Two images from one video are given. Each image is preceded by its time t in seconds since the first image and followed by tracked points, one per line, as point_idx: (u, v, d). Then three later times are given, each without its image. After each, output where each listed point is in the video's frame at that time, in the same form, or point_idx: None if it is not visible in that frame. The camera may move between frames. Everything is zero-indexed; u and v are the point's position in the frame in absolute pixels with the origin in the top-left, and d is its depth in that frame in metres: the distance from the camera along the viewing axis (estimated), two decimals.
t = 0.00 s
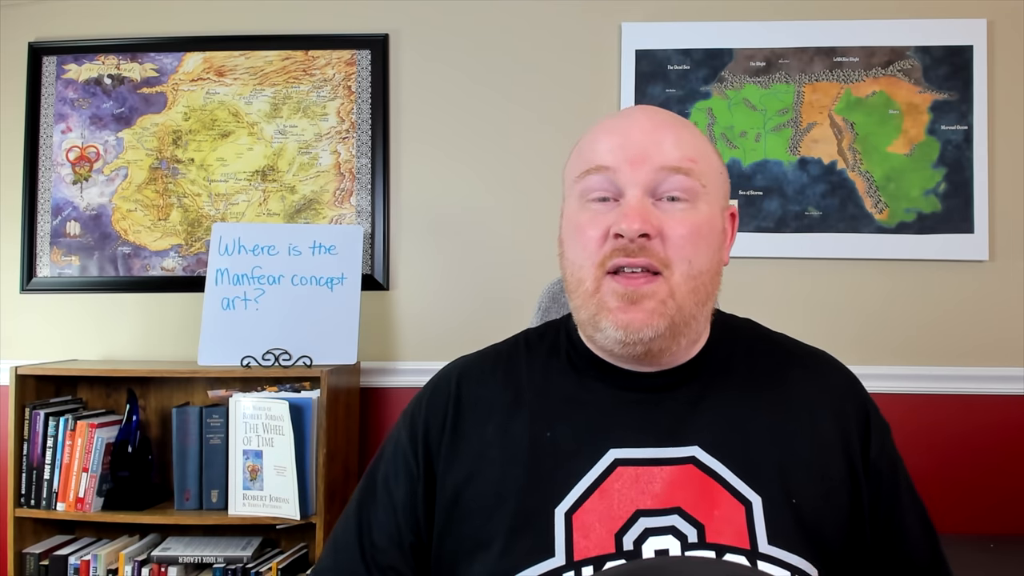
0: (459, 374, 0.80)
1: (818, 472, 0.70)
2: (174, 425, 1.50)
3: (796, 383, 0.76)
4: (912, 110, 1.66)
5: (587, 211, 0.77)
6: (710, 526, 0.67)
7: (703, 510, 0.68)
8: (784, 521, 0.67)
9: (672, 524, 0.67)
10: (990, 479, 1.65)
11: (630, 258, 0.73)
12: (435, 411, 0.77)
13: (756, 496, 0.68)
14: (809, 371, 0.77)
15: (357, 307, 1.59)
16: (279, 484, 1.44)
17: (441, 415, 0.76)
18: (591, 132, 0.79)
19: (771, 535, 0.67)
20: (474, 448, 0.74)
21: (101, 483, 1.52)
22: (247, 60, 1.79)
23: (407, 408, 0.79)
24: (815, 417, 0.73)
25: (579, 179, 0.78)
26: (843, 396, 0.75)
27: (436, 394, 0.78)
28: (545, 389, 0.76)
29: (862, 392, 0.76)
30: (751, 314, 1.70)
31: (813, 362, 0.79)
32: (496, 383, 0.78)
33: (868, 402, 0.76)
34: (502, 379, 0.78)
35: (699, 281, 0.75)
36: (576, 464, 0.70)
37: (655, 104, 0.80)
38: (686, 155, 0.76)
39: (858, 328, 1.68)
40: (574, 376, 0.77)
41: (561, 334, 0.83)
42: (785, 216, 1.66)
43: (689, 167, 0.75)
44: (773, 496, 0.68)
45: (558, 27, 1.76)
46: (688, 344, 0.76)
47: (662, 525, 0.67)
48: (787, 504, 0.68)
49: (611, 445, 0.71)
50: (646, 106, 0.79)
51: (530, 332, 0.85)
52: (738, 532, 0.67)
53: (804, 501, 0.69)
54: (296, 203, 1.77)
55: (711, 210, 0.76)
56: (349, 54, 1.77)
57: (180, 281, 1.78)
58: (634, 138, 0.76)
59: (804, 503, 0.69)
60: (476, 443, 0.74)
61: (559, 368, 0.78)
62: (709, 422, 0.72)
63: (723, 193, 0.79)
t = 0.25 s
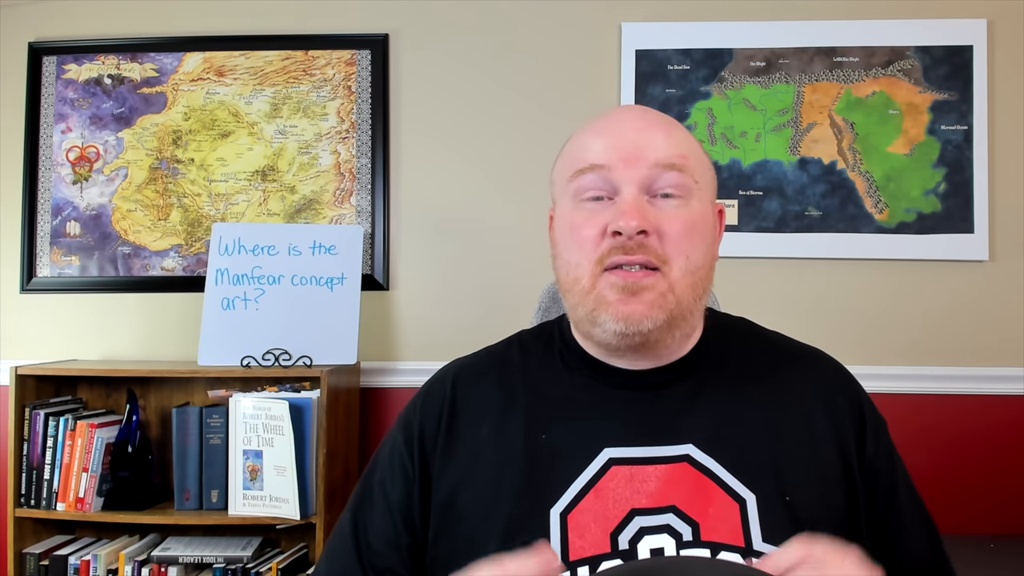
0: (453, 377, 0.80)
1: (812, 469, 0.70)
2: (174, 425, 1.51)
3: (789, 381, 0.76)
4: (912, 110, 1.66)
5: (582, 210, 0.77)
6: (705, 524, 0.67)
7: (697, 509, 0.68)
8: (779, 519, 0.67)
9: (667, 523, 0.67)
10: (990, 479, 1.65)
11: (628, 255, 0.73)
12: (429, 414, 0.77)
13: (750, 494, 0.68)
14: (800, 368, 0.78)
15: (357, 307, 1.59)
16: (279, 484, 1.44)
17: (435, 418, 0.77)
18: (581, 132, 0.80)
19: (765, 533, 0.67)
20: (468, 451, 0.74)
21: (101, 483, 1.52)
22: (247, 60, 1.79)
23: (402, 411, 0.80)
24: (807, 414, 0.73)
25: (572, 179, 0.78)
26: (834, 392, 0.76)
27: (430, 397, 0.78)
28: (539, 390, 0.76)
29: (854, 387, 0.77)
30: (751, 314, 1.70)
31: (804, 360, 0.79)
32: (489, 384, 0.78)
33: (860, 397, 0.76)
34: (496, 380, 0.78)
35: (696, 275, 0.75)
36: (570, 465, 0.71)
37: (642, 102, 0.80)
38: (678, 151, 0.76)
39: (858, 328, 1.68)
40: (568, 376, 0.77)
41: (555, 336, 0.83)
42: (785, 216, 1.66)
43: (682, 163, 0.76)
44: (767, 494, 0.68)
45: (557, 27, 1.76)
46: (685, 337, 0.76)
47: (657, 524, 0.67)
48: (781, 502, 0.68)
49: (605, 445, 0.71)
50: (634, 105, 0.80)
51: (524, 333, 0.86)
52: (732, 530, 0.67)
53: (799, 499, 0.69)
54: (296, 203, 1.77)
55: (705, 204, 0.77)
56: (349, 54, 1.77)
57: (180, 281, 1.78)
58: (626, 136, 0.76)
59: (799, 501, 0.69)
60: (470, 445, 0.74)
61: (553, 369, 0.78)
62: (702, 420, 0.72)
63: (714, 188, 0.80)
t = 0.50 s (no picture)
0: (447, 381, 0.80)
1: (811, 469, 0.70)
2: (174, 425, 1.50)
3: (785, 381, 0.77)
4: (912, 111, 1.66)
5: (583, 222, 0.77)
6: (702, 525, 0.67)
7: (694, 510, 0.68)
8: (778, 518, 0.67)
9: (664, 524, 0.67)
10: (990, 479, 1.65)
11: (633, 268, 0.73)
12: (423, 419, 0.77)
13: (747, 494, 0.68)
14: (799, 369, 0.78)
15: (357, 307, 1.59)
16: (279, 484, 1.44)
17: (429, 423, 0.77)
18: (581, 139, 0.79)
19: (763, 533, 0.67)
20: (463, 455, 0.74)
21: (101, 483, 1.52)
22: (247, 60, 1.79)
23: (396, 415, 0.80)
24: (804, 414, 0.74)
25: (573, 188, 0.78)
26: (833, 392, 0.76)
27: (423, 402, 0.79)
28: (533, 392, 0.77)
29: (852, 387, 0.78)
30: (751, 314, 1.70)
31: (802, 360, 0.80)
32: (483, 388, 0.78)
33: (858, 397, 0.77)
34: (491, 383, 0.79)
35: (698, 284, 0.76)
36: (566, 468, 0.70)
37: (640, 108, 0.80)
38: (680, 159, 0.76)
39: (858, 329, 1.68)
40: (563, 378, 0.77)
41: (550, 338, 0.83)
42: (784, 216, 1.66)
43: (684, 172, 0.76)
44: (767, 494, 0.68)
45: (557, 27, 1.76)
46: (685, 346, 0.77)
47: (654, 526, 0.67)
48: (780, 501, 0.68)
49: (601, 448, 0.71)
50: (633, 110, 0.79)
51: (519, 335, 0.86)
52: (730, 532, 0.67)
53: (798, 498, 0.69)
54: (296, 203, 1.77)
55: (705, 212, 0.77)
56: (349, 54, 1.77)
57: (180, 281, 1.78)
58: (628, 144, 0.76)
59: (797, 500, 0.69)
60: (464, 450, 0.74)
61: (548, 371, 0.78)
62: (699, 423, 0.72)
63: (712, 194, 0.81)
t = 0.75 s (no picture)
0: (443, 382, 0.80)
1: (810, 472, 0.70)
2: (174, 425, 1.50)
3: (784, 383, 0.76)
4: (912, 111, 1.66)
5: (588, 216, 0.76)
6: (701, 529, 0.68)
7: (694, 514, 0.68)
8: (777, 521, 0.67)
9: (664, 528, 0.68)
10: (990, 479, 1.65)
11: (640, 261, 0.73)
12: (419, 420, 0.77)
13: (747, 498, 0.68)
14: (798, 370, 0.78)
15: (357, 307, 1.59)
16: (279, 484, 1.44)
17: (426, 424, 0.77)
18: (585, 133, 0.79)
19: (762, 537, 0.67)
20: (460, 456, 0.74)
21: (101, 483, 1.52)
22: (247, 60, 1.79)
23: (391, 416, 0.80)
24: (803, 417, 0.73)
25: (577, 182, 0.77)
26: (833, 393, 0.76)
27: (420, 402, 0.78)
28: (531, 394, 0.76)
29: (851, 387, 0.77)
30: (751, 313, 1.70)
31: (802, 360, 0.79)
32: (480, 389, 0.78)
33: (858, 398, 0.76)
34: (489, 384, 0.78)
35: (703, 279, 0.76)
36: (565, 470, 0.70)
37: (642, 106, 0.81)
38: (683, 155, 0.77)
39: (858, 329, 1.68)
40: (561, 380, 0.77)
41: (547, 338, 0.83)
42: (784, 216, 1.66)
43: (688, 168, 0.76)
44: (766, 498, 0.68)
45: (557, 27, 1.76)
46: (688, 344, 0.77)
47: (653, 529, 0.68)
48: (779, 506, 0.68)
49: (600, 450, 0.71)
50: (635, 108, 0.80)
51: (516, 335, 0.86)
52: (729, 535, 0.67)
53: (796, 501, 0.69)
54: (296, 203, 1.77)
55: (708, 208, 0.78)
56: (349, 54, 1.77)
57: (180, 281, 1.78)
58: (632, 139, 0.76)
59: (796, 504, 0.69)
60: (462, 451, 0.74)
61: (546, 371, 0.78)
62: (698, 425, 0.72)
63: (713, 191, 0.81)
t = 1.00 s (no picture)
0: (443, 379, 0.80)
1: (805, 464, 0.71)
2: (174, 425, 1.50)
3: (778, 377, 0.77)
4: (912, 110, 1.66)
5: (589, 212, 0.76)
6: (700, 522, 0.67)
7: (692, 506, 0.68)
8: (774, 513, 0.68)
9: (663, 522, 0.67)
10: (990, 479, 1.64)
11: (644, 255, 0.73)
12: (420, 418, 0.77)
13: (744, 489, 0.69)
14: (792, 365, 0.79)
15: (357, 307, 1.59)
16: (279, 484, 1.44)
17: (427, 422, 0.76)
18: (583, 131, 0.79)
19: (760, 528, 0.67)
20: (462, 453, 0.74)
21: (101, 483, 1.52)
22: (247, 60, 1.79)
23: (391, 415, 0.79)
24: (799, 411, 0.74)
25: (577, 180, 0.77)
26: (827, 388, 0.77)
27: (421, 401, 0.78)
28: (530, 392, 0.77)
29: (845, 383, 0.78)
30: (751, 313, 1.70)
31: (796, 357, 0.80)
32: (481, 386, 0.78)
33: (852, 393, 0.77)
34: (488, 381, 0.78)
35: (702, 271, 0.76)
36: (565, 468, 0.71)
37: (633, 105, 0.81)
38: (678, 151, 0.77)
39: (858, 328, 1.68)
40: (558, 376, 0.77)
41: (543, 336, 0.84)
42: (784, 216, 1.66)
43: (683, 163, 0.77)
44: (763, 489, 0.69)
45: (557, 27, 1.76)
46: (688, 336, 0.77)
47: (653, 523, 0.67)
48: (776, 496, 0.69)
49: (600, 447, 0.71)
50: (628, 107, 0.80)
51: (511, 334, 0.86)
52: (727, 527, 0.67)
53: (792, 492, 0.69)
54: (296, 203, 1.77)
55: (703, 203, 0.79)
56: (349, 54, 1.77)
57: (180, 281, 1.78)
58: (629, 135, 0.76)
59: (793, 495, 0.69)
60: (464, 448, 0.74)
61: (544, 369, 0.78)
62: (693, 421, 0.72)
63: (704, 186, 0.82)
